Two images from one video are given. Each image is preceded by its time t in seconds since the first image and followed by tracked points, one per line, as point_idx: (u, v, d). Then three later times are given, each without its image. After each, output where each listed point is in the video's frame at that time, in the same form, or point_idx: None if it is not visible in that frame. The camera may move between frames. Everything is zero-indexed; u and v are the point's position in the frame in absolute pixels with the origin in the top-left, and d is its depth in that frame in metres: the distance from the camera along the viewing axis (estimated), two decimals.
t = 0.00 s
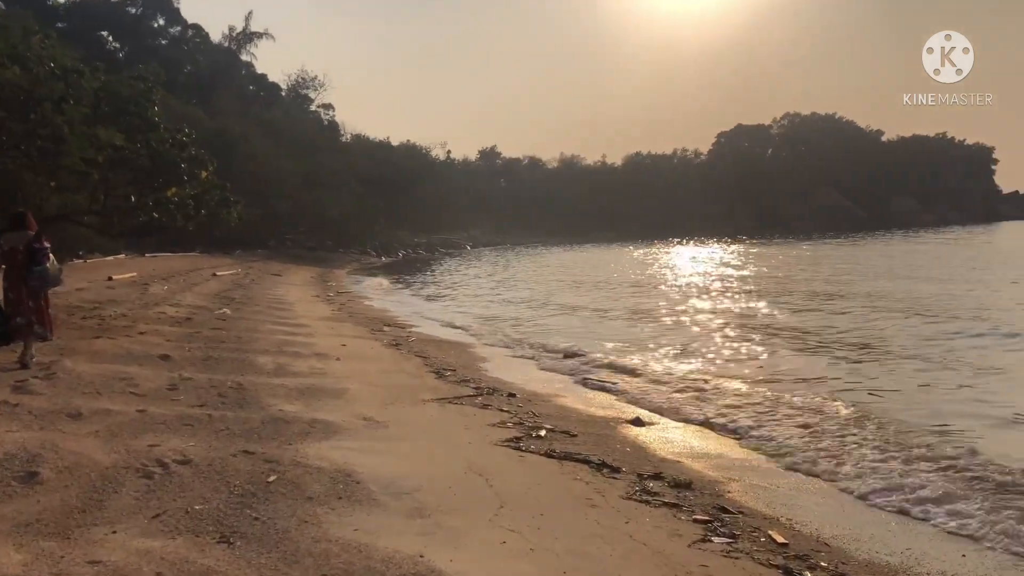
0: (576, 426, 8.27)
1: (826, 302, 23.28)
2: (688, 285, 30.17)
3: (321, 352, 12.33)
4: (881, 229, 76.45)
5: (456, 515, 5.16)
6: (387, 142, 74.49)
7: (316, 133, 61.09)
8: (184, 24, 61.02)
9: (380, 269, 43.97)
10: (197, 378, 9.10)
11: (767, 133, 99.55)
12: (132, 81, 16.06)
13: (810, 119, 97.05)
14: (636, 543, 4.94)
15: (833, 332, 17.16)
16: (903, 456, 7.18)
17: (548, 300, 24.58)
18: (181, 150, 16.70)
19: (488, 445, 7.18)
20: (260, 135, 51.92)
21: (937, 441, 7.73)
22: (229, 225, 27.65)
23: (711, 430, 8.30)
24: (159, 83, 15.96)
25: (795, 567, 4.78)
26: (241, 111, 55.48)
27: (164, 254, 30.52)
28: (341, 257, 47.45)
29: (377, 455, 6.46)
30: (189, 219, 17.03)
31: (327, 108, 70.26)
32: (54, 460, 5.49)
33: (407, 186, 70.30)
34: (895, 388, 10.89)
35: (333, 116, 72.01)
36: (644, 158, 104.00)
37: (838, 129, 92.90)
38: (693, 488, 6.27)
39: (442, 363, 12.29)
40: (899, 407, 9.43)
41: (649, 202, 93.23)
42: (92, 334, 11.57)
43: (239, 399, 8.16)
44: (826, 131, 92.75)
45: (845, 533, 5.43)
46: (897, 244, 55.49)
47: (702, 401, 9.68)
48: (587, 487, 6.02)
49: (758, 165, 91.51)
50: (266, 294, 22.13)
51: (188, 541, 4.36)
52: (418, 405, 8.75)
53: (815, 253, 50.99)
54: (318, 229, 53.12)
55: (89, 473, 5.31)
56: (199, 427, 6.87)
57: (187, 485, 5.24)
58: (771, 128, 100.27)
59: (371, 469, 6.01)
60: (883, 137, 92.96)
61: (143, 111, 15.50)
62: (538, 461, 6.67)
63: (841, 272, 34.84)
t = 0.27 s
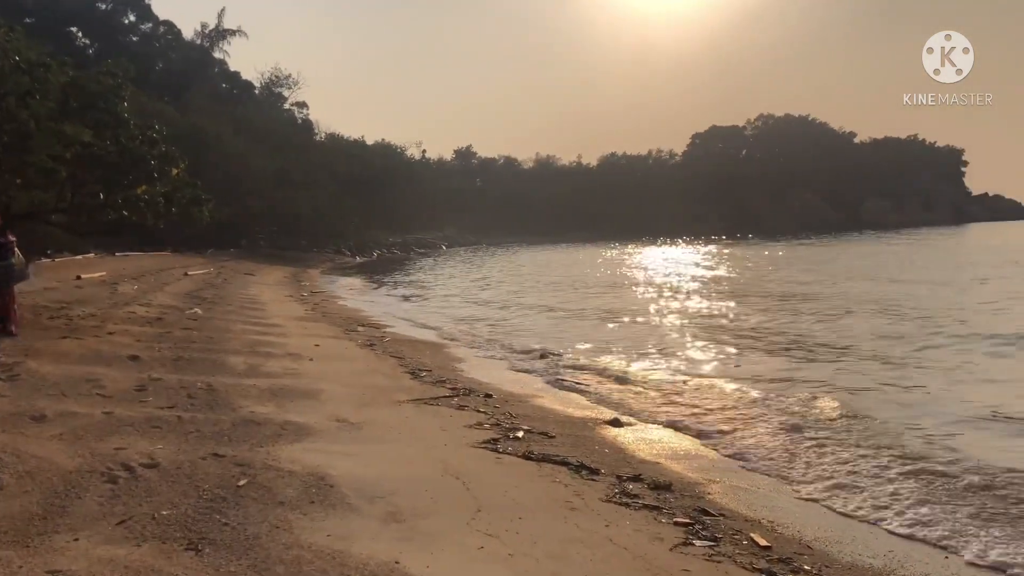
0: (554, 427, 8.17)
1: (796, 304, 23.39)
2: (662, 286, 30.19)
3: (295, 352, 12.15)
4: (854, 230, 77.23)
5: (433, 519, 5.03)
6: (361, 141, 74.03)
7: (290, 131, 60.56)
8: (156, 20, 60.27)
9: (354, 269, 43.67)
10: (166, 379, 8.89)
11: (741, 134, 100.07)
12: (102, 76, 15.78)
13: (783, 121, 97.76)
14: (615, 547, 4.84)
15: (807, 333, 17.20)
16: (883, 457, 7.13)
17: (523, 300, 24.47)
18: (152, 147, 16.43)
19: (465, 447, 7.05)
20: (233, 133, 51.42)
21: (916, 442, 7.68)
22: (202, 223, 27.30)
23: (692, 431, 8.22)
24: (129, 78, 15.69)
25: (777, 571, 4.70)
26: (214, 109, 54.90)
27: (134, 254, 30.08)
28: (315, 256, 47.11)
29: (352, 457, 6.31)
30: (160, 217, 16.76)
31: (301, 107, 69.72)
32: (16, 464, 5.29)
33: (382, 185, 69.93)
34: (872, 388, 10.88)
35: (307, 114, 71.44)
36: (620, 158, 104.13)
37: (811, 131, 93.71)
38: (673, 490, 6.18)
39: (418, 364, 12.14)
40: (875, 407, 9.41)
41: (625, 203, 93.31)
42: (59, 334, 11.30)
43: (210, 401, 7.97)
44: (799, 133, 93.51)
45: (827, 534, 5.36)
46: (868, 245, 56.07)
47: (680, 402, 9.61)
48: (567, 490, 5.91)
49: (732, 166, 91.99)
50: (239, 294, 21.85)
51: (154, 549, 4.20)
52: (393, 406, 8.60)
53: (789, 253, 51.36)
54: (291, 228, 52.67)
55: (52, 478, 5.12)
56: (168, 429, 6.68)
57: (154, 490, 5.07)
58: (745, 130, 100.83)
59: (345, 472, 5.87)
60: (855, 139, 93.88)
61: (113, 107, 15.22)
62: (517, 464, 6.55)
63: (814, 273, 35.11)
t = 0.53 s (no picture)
0: (527, 430, 8.03)
1: (767, 305, 23.49)
2: (633, 286, 30.20)
3: (263, 352, 11.92)
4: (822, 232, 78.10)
5: (404, 528, 4.87)
6: (332, 139, 73.45)
7: (261, 127, 59.92)
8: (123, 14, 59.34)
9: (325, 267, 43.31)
10: (129, 380, 8.64)
11: (712, 136, 100.59)
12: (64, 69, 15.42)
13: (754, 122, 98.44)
14: (592, 555, 4.71)
15: (778, 334, 17.24)
16: (860, 462, 7.06)
17: (494, 301, 24.33)
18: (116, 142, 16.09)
19: (437, 452, 6.89)
20: (202, 129, 50.75)
21: (892, 446, 7.62)
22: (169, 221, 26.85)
23: (667, 434, 8.12)
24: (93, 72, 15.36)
25: None
26: (183, 105, 54.16)
27: (100, 251, 29.55)
28: (284, 254, 46.64)
29: (320, 463, 6.12)
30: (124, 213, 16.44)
31: (271, 103, 69.04)
32: None
33: (353, 184, 69.46)
34: (845, 391, 10.86)
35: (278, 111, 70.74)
36: (592, 158, 104.25)
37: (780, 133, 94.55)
38: (649, 495, 6.07)
39: (389, 365, 11.96)
40: (850, 410, 9.36)
41: (597, 203, 93.41)
42: (18, 334, 10.98)
43: (174, 403, 7.74)
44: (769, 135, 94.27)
45: (807, 542, 5.26)
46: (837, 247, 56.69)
47: (655, 405, 9.51)
48: (542, 496, 5.77)
49: (703, 167, 92.47)
50: (206, 293, 21.50)
51: (111, 561, 4.00)
52: (364, 409, 8.43)
53: (758, 254, 51.73)
54: (261, 226, 52.12)
55: (5, 486, 4.89)
56: (129, 433, 6.45)
57: (112, 497, 4.86)
58: (716, 131, 101.41)
59: (313, 478, 5.68)
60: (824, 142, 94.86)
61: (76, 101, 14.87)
62: (491, 469, 6.40)
63: (784, 274, 35.37)
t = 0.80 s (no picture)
0: (495, 435, 7.89)
1: (732, 308, 23.60)
2: (599, 288, 30.20)
3: (224, 353, 11.66)
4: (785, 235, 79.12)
5: (372, 539, 4.71)
6: (297, 136, 72.67)
7: (224, 123, 59.09)
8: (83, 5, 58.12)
9: (288, 266, 42.83)
10: (85, 383, 8.36)
11: (677, 138, 101.12)
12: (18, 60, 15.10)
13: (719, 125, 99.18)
14: (564, 567, 4.60)
15: (742, 337, 17.31)
16: (832, 469, 7.00)
17: (459, 302, 24.18)
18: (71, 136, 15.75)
19: (404, 458, 6.73)
20: (163, 124, 49.89)
21: (864, 452, 7.58)
22: (128, 217, 26.31)
23: (637, 440, 8.03)
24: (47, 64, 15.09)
25: None
26: (144, 99, 53.20)
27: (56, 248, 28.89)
28: (248, 253, 46.06)
29: (284, 471, 5.93)
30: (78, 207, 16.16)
31: (235, 99, 68.11)
32: None
33: (317, 182, 68.80)
34: (811, 395, 10.88)
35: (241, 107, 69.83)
36: (559, 159, 104.20)
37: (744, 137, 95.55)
38: (621, 503, 5.95)
39: (354, 367, 11.76)
40: (818, 415, 9.33)
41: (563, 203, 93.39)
42: None
43: (131, 407, 7.49)
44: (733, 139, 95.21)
45: (778, 552, 5.18)
46: (799, 250, 57.33)
47: (624, 410, 9.41)
48: (512, 505, 5.63)
49: (668, 169, 92.96)
50: (167, 291, 21.08)
51: None
52: (328, 413, 8.23)
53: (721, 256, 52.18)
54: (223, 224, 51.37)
55: None
56: (82, 440, 6.20)
57: (61, 510, 4.64)
58: (680, 133, 102.00)
59: (277, 487, 5.49)
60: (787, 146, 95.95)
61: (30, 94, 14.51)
62: (459, 476, 6.24)
63: (746, 276, 35.66)
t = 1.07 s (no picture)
0: (478, 437, 7.82)
1: (711, 309, 23.65)
2: (578, 288, 30.20)
3: (202, 353, 11.51)
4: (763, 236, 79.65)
5: (353, 544, 4.63)
6: (276, 133, 72.25)
7: (203, 120, 58.62)
8: None
9: (267, 264, 42.58)
10: (61, 383, 8.20)
11: (657, 139, 101.36)
12: None
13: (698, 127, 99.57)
14: (549, 571, 4.54)
15: (722, 338, 17.36)
16: (816, 472, 6.99)
17: (439, 302, 24.11)
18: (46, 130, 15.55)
19: (386, 460, 6.64)
20: (142, 121, 49.43)
21: (847, 454, 7.57)
22: (105, 214, 26.02)
23: (620, 441, 7.98)
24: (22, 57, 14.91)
25: None
26: (122, 95, 52.68)
27: (31, 245, 28.52)
28: (226, 251, 45.72)
29: (264, 473, 5.84)
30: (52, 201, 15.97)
31: (213, 96, 67.57)
32: None
33: (297, 180, 68.43)
34: (793, 396, 10.90)
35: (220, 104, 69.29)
36: (539, 159, 104.19)
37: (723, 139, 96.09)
38: (606, 506, 5.90)
39: (334, 367, 11.65)
40: (800, 416, 9.33)
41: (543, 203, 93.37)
42: None
43: (107, 408, 7.35)
44: (713, 140, 95.72)
45: (764, 554, 5.14)
46: (778, 250, 57.75)
47: (607, 411, 9.38)
48: (496, 508, 5.57)
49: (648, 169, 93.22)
50: (144, 289, 20.85)
51: None
52: (308, 414, 8.12)
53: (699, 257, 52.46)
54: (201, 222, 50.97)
55: None
56: (55, 442, 6.07)
57: (37, 513, 4.53)
58: (660, 134, 102.39)
59: (256, 489, 5.39)
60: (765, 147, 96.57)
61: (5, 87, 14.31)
62: (442, 479, 6.17)
63: (724, 278, 35.86)
